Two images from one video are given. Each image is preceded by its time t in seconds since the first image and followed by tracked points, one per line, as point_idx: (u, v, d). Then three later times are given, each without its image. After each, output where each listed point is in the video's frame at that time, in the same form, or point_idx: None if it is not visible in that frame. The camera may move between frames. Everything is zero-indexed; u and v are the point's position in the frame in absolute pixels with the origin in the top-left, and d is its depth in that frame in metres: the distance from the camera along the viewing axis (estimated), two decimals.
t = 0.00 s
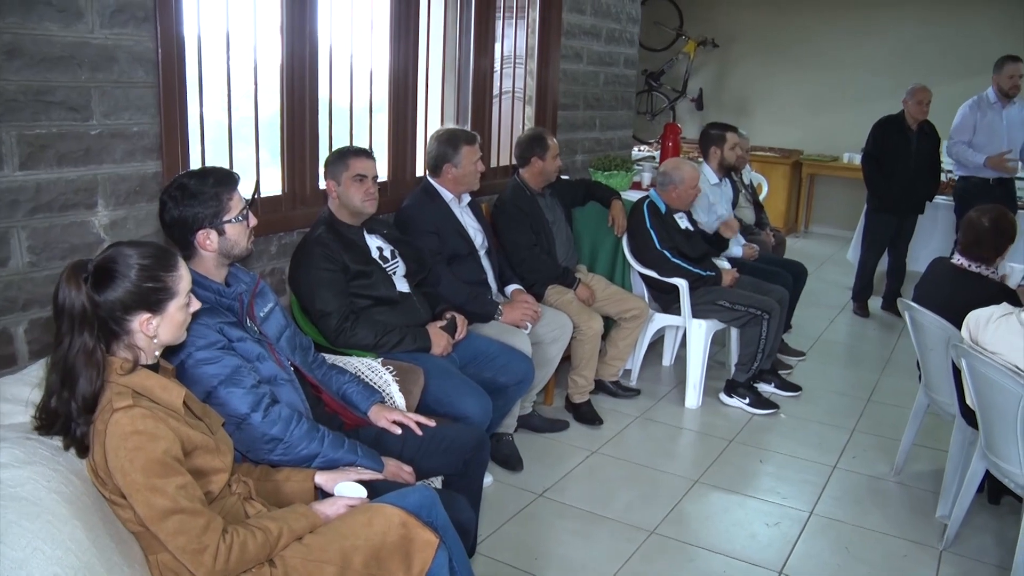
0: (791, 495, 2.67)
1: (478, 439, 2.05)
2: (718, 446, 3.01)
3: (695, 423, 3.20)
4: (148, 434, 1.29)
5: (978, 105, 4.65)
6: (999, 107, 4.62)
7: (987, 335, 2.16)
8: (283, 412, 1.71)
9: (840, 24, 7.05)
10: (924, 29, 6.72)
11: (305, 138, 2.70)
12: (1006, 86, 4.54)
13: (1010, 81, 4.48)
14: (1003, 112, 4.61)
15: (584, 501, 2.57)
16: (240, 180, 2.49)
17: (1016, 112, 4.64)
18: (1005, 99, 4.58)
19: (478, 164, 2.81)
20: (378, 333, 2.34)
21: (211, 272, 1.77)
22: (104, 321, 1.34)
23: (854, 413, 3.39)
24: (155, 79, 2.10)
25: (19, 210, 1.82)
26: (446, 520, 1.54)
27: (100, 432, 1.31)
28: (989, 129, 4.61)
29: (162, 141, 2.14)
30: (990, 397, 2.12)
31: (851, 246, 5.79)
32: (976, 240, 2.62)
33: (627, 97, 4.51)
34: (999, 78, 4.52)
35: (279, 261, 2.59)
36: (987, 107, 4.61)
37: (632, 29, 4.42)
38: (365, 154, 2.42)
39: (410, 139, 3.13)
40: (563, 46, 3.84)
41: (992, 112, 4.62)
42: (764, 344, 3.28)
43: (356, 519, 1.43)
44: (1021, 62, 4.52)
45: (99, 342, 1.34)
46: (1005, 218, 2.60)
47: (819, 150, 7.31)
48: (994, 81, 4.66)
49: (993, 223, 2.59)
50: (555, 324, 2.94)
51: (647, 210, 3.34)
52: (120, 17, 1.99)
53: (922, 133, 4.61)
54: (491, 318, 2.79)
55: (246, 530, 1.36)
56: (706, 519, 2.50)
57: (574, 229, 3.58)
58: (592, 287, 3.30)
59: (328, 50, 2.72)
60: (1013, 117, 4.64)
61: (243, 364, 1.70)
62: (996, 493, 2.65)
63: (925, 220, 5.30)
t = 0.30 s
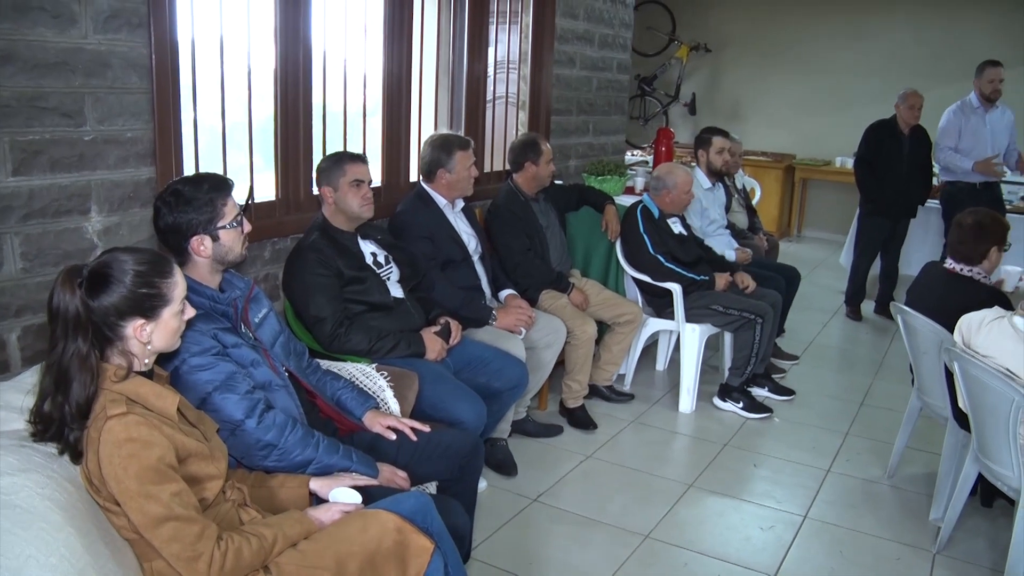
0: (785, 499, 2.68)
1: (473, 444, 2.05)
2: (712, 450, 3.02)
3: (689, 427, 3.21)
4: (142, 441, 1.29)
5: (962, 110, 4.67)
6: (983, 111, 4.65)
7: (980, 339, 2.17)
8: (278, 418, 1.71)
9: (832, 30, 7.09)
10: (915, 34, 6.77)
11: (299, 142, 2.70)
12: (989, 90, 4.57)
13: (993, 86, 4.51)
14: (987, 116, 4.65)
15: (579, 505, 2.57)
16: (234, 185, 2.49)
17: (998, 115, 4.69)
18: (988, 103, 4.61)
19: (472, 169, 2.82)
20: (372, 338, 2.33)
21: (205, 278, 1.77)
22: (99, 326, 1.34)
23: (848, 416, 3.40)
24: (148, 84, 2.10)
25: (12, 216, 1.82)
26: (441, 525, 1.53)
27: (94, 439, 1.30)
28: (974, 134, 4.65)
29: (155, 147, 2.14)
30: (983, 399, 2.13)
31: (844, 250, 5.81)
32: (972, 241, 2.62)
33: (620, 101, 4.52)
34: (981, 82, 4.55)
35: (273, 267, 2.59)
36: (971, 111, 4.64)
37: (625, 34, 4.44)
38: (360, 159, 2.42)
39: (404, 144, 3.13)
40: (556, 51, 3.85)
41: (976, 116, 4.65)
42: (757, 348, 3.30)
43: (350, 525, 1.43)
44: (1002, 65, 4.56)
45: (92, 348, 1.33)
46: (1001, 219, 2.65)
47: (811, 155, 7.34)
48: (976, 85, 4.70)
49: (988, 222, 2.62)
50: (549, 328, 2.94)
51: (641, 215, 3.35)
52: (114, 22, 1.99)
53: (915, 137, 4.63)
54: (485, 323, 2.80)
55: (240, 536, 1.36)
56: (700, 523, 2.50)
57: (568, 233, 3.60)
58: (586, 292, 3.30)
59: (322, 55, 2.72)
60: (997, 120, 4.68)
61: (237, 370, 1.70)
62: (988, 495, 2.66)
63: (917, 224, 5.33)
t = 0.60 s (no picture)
0: (775, 504, 2.69)
1: (463, 451, 2.05)
2: (702, 455, 3.03)
3: (678, 433, 3.22)
4: (131, 450, 1.28)
5: (942, 116, 4.72)
6: (962, 117, 4.70)
7: (965, 343, 2.19)
8: (268, 426, 1.70)
9: (818, 37, 7.15)
10: (900, 41, 6.83)
11: (288, 149, 2.70)
12: (967, 96, 4.62)
13: (971, 92, 4.56)
14: (967, 121, 4.70)
15: (569, 511, 2.58)
16: (223, 192, 2.49)
17: (977, 121, 4.74)
18: (967, 109, 4.66)
19: (460, 176, 2.82)
20: (361, 345, 2.34)
21: (195, 286, 1.76)
22: (87, 334, 1.34)
23: (836, 420, 3.42)
24: (136, 92, 2.10)
25: None
26: (431, 532, 1.54)
27: (83, 449, 1.29)
28: (955, 140, 4.70)
29: (144, 154, 2.14)
30: (968, 403, 2.15)
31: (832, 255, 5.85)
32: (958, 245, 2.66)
33: (609, 108, 4.54)
34: (960, 89, 4.59)
35: (262, 274, 2.59)
36: (951, 118, 4.69)
37: (613, 41, 4.46)
38: (349, 166, 2.43)
39: (393, 151, 3.13)
40: (544, 58, 3.87)
41: (957, 122, 4.70)
42: (746, 353, 3.30)
43: (341, 532, 1.43)
44: (980, 71, 4.61)
45: (81, 356, 1.33)
46: (985, 224, 2.68)
47: (799, 161, 7.39)
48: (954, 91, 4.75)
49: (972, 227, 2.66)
50: (538, 335, 2.95)
51: (629, 221, 3.36)
52: (103, 30, 1.99)
53: (901, 143, 4.67)
54: (474, 329, 2.80)
55: (230, 545, 1.36)
56: (690, 528, 2.51)
57: (557, 240, 3.61)
58: (575, 298, 3.31)
59: (311, 62, 2.72)
60: (976, 125, 4.73)
61: (227, 378, 1.69)
62: (976, 499, 2.68)
63: (903, 229, 5.38)
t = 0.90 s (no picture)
0: (765, 509, 2.70)
1: (453, 459, 2.05)
2: (693, 461, 3.04)
3: (668, 439, 3.23)
4: (121, 461, 1.28)
5: (926, 122, 4.77)
6: (947, 122, 4.75)
7: (951, 346, 2.20)
8: (259, 435, 1.70)
9: (804, 44, 7.22)
10: (885, 47, 6.90)
11: (277, 158, 2.70)
12: (950, 102, 4.67)
13: (954, 98, 4.61)
14: (951, 127, 4.76)
15: (560, 518, 2.58)
16: (213, 201, 2.49)
17: (961, 126, 4.79)
18: (951, 114, 4.72)
19: (450, 184, 2.82)
20: (351, 354, 2.34)
21: (185, 296, 1.76)
22: (77, 345, 1.34)
23: (826, 425, 3.44)
24: (126, 102, 2.10)
25: None
26: (422, 539, 1.55)
27: (74, 460, 1.29)
28: (939, 145, 4.75)
29: (133, 164, 2.14)
30: (955, 407, 2.17)
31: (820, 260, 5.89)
32: (944, 250, 2.69)
33: (597, 115, 4.56)
34: (943, 95, 4.64)
35: (252, 283, 2.59)
36: (936, 123, 4.74)
37: (601, 49, 4.48)
38: (339, 175, 2.43)
39: (382, 160, 3.14)
40: (533, 66, 3.89)
41: (941, 127, 4.75)
42: (735, 359, 3.31)
43: (332, 540, 1.42)
44: (963, 77, 4.66)
45: (71, 367, 1.33)
46: (970, 228, 2.69)
47: (786, 167, 7.44)
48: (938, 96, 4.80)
49: (957, 231, 2.68)
50: (527, 343, 2.95)
51: (617, 228, 3.38)
52: (91, 40, 1.99)
53: (887, 148, 4.70)
54: (464, 337, 2.80)
55: (222, 554, 1.36)
56: (681, 533, 2.52)
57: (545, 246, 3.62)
58: (564, 305, 3.32)
59: (299, 70, 2.72)
60: (960, 131, 4.79)
61: (218, 388, 1.69)
62: (964, 501, 2.70)
63: (891, 234, 5.42)
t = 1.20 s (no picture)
0: (748, 515, 2.72)
1: (437, 468, 2.06)
2: (676, 467, 3.06)
3: (652, 446, 3.25)
4: (103, 473, 1.27)
5: (904, 129, 4.84)
6: (924, 130, 4.82)
7: (930, 352, 2.24)
8: (242, 445, 1.69)
9: (783, 52, 7.30)
10: (862, 56, 6.99)
11: (260, 167, 2.70)
12: (927, 109, 4.74)
13: (930, 105, 4.68)
14: (928, 134, 4.83)
15: (543, 526, 2.58)
16: (194, 212, 2.48)
17: (938, 133, 4.87)
18: (928, 121, 4.79)
19: (432, 194, 2.83)
20: (334, 363, 2.34)
21: (167, 307, 1.76)
22: (58, 358, 1.33)
23: (807, 431, 3.47)
24: (107, 113, 2.09)
25: None
26: (406, 548, 1.55)
27: (55, 472, 1.28)
28: (916, 152, 4.82)
29: (115, 175, 2.13)
30: (933, 411, 2.20)
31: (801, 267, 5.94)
32: (922, 257, 2.72)
33: (579, 124, 4.59)
34: (920, 102, 4.71)
35: (235, 293, 2.58)
36: (913, 131, 4.81)
37: (582, 57, 4.52)
38: (321, 184, 2.43)
39: (364, 169, 3.14)
40: (514, 75, 3.90)
41: (918, 134, 4.82)
42: (717, 366, 3.34)
43: (315, 550, 1.42)
44: (939, 85, 4.73)
45: (53, 380, 1.32)
46: (947, 235, 2.73)
47: (767, 174, 7.51)
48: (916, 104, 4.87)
49: (934, 239, 2.72)
50: (510, 351, 2.96)
51: (599, 236, 3.39)
52: (72, 51, 1.98)
53: (866, 156, 4.77)
54: (447, 346, 2.81)
55: (205, 565, 1.35)
56: (664, 540, 2.53)
57: (528, 254, 3.66)
58: (547, 313, 3.33)
59: (281, 80, 2.72)
60: (937, 138, 4.86)
61: (200, 399, 1.68)
62: (944, 504, 2.74)
63: (870, 241, 5.49)
